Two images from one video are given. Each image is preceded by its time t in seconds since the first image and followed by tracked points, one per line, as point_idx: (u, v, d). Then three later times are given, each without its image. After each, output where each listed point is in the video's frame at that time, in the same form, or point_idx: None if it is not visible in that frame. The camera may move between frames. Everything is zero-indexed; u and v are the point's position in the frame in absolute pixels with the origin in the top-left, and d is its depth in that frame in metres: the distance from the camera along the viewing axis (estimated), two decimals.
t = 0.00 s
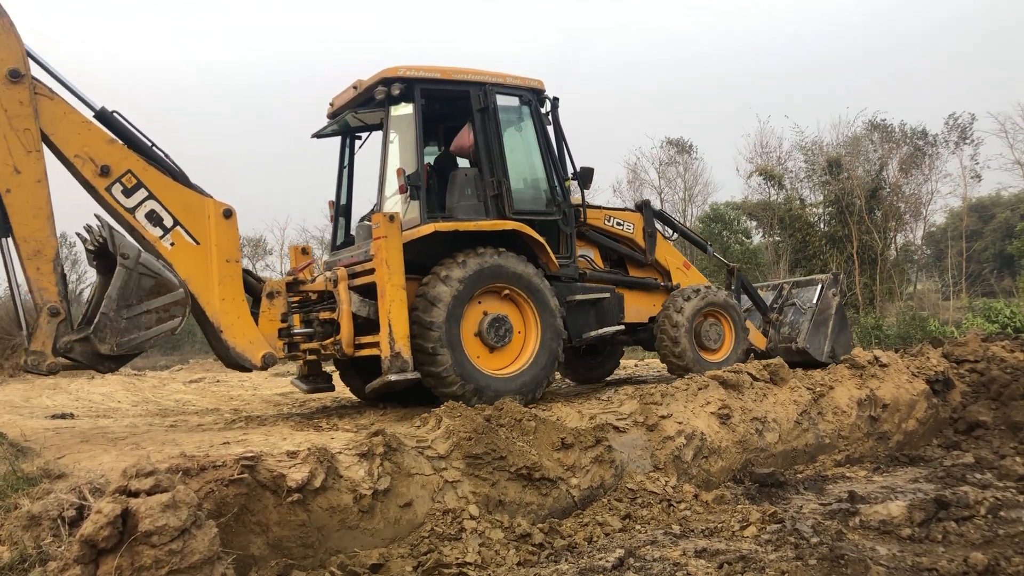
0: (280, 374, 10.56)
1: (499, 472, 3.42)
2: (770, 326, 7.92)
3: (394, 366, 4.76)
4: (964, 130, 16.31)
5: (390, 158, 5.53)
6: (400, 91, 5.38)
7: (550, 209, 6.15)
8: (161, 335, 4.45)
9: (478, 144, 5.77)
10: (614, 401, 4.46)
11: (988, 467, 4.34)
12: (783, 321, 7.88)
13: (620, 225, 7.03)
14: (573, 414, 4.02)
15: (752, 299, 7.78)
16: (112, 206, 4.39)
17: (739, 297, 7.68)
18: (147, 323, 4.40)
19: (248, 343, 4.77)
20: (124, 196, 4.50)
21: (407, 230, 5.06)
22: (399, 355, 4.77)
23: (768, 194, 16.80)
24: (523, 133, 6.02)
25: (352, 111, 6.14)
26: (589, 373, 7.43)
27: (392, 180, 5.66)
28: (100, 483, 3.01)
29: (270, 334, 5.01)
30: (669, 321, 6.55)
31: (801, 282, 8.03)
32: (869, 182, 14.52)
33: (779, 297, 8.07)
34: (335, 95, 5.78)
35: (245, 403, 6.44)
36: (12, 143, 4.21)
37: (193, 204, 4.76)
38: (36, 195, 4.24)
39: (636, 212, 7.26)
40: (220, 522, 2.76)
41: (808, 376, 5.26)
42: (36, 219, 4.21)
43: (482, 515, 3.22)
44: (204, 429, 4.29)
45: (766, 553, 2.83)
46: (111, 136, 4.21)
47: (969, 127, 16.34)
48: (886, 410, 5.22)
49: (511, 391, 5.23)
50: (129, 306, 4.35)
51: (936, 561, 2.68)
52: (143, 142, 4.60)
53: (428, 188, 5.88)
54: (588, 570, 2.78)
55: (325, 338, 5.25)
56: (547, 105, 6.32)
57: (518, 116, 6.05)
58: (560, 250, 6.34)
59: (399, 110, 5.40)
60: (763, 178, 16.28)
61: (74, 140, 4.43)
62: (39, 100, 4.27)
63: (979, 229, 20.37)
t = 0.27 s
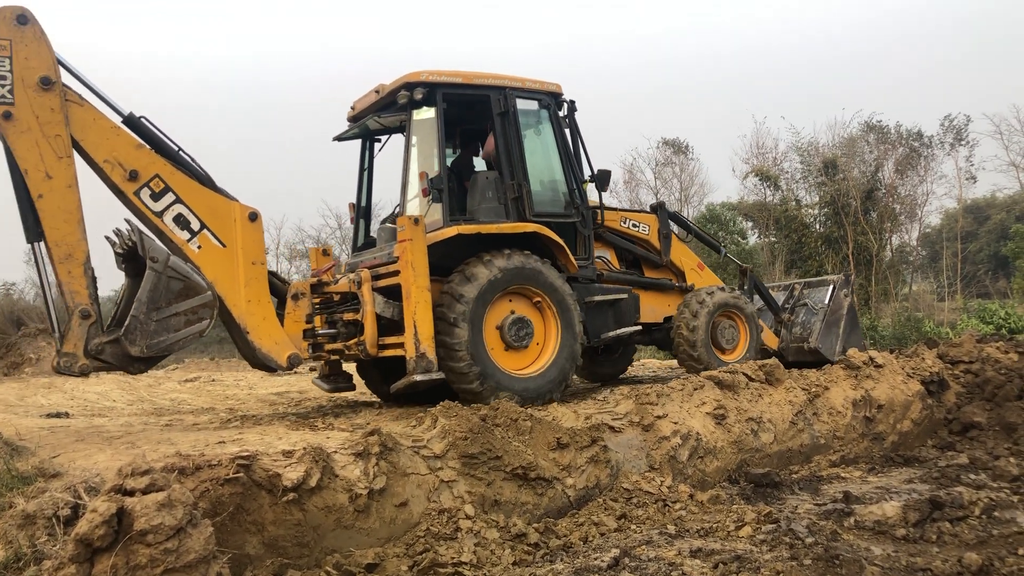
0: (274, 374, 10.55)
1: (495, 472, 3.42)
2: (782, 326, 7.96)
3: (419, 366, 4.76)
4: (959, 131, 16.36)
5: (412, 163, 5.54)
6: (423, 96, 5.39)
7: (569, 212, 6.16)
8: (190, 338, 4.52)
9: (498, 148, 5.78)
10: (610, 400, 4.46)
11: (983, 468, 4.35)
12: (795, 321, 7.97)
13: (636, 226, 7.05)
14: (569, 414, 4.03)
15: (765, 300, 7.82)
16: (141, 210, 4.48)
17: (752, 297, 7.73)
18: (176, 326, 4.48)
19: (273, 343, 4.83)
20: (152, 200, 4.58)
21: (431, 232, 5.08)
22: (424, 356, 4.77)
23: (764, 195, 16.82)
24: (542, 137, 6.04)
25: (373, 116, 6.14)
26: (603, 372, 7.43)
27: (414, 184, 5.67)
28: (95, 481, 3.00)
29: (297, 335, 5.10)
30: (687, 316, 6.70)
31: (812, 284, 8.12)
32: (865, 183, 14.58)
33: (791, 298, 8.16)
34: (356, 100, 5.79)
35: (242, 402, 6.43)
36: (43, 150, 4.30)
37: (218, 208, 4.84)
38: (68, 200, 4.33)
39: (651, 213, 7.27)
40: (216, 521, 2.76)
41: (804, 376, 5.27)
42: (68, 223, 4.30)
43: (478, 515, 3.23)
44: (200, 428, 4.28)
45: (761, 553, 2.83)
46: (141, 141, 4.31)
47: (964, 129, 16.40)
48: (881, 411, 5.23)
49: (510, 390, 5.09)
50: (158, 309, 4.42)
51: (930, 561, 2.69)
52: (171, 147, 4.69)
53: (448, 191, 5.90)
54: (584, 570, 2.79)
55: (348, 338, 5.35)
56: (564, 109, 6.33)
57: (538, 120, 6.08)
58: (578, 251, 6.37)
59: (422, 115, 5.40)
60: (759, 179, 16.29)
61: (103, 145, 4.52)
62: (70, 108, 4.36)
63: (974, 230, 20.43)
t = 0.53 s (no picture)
0: (266, 372, 10.54)
1: (488, 471, 3.42)
2: (793, 324, 8.03)
3: (445, 363, 4.79)
4: (952, 132, 16.41)
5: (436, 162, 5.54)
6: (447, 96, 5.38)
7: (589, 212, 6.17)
8: (223, 334, 4.55)
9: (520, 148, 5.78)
10: (603, 400, 4.45)
11: (974, 468, 4.36)
12: (807, 319, 8.04)
13: (652, 225, 7.07)
14: (562, 413, 4.02)
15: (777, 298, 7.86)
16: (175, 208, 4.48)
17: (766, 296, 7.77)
18: (208, 322, 4.46)
19: (301, 339, 4.89)
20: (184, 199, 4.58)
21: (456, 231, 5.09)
22: (450, 353, 4.80)
23: (757, 195, 16.84)
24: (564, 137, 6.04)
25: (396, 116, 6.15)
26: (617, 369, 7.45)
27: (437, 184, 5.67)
28: (86, 480, 2.99)
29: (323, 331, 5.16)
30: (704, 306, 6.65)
31: (823, 282, 8.17)
32: (858, 184, 14.64)
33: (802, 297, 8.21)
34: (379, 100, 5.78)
35: (235, 401, 6.42)
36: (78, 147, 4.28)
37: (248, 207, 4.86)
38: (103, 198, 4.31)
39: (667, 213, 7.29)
40: (208, 520, 2.75)
41: (796, 376, 5.28)
42: (103, 220, 4.28)
43: (470, 514, 3.22)
44: (194, 427, 4.27)
45: (753, 553, 2.84)
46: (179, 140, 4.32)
47: (957, 130, 16.45)
48: (873, 410, 5.24)
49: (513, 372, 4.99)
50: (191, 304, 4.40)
51: (921, 561, 2.69)
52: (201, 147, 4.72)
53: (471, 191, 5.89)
54: (576, 569, 2.79)
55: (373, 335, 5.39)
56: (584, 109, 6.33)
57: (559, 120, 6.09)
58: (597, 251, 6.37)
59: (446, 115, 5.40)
60: (753, 179, 16.31)
61: (137, 144, 4.51)
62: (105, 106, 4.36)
63: (965, 231, 20.53)
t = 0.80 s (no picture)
0: (257, 370, 10.50)
1: (478, 469, 3.41)
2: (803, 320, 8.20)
3: (471, 360, 4.92)
4: (942, 133, 16.48)
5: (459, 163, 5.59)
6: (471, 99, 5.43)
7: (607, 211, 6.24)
8: (253, 331, 4.75)
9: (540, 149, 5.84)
10: (594, 398, 4.46)
11: (962, 466, 4.39)
12: (816, 316, 8.22)
13: (666, 223, 7.11)
14: (553, 411, 4.02)
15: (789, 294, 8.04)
16: (205, 209, 4.64)
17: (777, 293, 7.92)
18: (240, 321, 4.71)
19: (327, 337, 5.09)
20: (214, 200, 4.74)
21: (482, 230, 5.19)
22: (476, 351, 4.91)
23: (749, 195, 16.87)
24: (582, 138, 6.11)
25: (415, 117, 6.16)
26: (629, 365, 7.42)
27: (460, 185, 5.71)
28: (75, 477, 2.98)
29: (348, 329, 5.32)
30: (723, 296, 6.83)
31: (831, 279, 8.38)
32: (849, 183, 14.74)
33: (811, 294, 8.40)
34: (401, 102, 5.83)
35: (226, 399, 6.40)
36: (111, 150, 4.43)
37: (274, 207, 5.02)
38: (135, 199, 4.47)
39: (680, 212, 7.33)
40: (197, 518, 2.75)
41: (787, 374, 5.30)
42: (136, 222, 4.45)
43: (461, 512, 3.22)
44: (185, 425, 4.25)
45: (743, 551, 2.84)
46: (210, 142, 4.49)
47: (947, 130, 16.53)
48: (863, 409, 5.25)
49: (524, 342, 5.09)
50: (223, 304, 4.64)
51: (910, 559, 2.70)
52: (230, 149, 4.89)
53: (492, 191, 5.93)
54: (567, 567, 2.79)
55: (397, 332, 5.50)
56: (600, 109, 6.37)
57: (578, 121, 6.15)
58: (614, 249, 6.40)
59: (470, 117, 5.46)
60: (744, 178, 16.34)
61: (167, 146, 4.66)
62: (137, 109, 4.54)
63: (955, 230, 20.69)
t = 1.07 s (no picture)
0: (247, 370, 10.48)
1: (469, 468, 3.41)
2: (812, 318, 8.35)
3: (495, 353, 5.13)
4: (932, 131, 16.56)
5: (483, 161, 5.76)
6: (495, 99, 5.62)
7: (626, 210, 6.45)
8: (284, 323, 5.07)
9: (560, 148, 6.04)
10: (585, 396, 4.46)
11: (951, 464, 4.41)
12: (824, 314, 8.41)
13: (680, 222, 7.35)
14: (544, 409, 4.02)
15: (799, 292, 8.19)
16: (236, 203, 4.94)
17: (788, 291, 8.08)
18: (271, 313, 5.03)
19: (354, 330, 5.36)
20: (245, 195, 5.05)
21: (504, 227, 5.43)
22: (500, 345, 5.13)
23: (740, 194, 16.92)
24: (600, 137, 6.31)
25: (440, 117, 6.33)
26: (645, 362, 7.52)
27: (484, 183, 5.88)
28: (63, 477, 2.97)
29: (373, 322, 5.67)
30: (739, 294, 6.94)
31: (840, 278, 8.57)
32: (838, 182, 15.01)
33: (819, 292, 8.59)
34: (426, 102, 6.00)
35: (217, 398, 6.38)
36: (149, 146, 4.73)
37: (301, 203, 5.31)
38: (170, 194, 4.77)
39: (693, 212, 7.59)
40: (186, 517, 2.74)
41: (777, 373, 5.32)
42: (170, 216, 4.74)
43: (452, 511, 3.21)
44: (175, 424, 4.24)
45: (733, 549, 2.85)
46: (244, 141, 4.81)
47: (937, 129, 16.62)
48: (853, 407, 5.27)
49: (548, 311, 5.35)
50: (256, 297, 4.97)
51: (900, 556, 2.71)
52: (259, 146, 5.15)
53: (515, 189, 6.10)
54: (558, 565, 2.79)
55: (422, 327, 5.72)
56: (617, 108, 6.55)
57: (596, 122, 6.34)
58: (630, 246, 6.62)
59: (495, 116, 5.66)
60: (736, 177, 16.38)
61: (200, 143, 4.96)
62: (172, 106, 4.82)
63: (945, 229, 20.85)
